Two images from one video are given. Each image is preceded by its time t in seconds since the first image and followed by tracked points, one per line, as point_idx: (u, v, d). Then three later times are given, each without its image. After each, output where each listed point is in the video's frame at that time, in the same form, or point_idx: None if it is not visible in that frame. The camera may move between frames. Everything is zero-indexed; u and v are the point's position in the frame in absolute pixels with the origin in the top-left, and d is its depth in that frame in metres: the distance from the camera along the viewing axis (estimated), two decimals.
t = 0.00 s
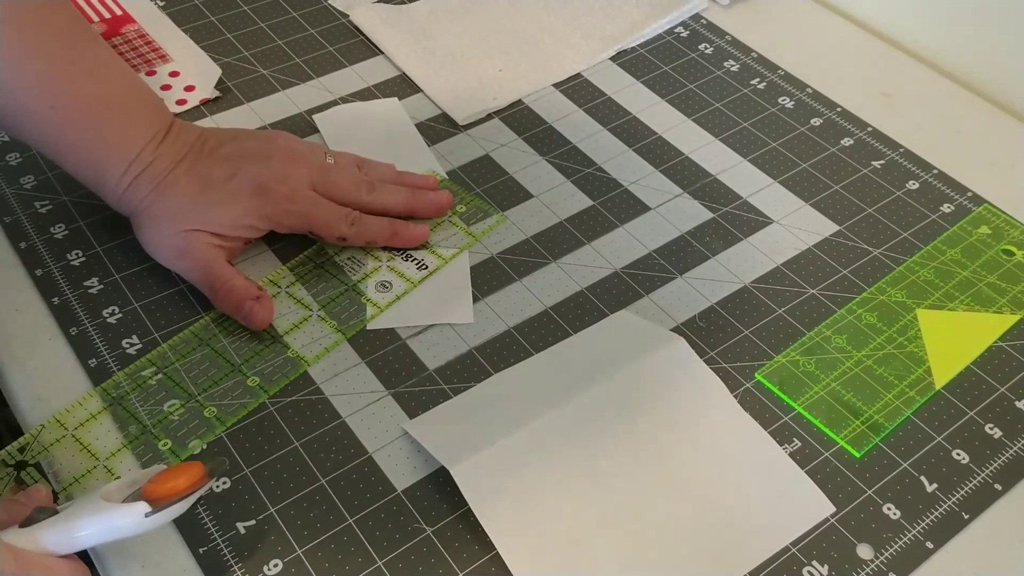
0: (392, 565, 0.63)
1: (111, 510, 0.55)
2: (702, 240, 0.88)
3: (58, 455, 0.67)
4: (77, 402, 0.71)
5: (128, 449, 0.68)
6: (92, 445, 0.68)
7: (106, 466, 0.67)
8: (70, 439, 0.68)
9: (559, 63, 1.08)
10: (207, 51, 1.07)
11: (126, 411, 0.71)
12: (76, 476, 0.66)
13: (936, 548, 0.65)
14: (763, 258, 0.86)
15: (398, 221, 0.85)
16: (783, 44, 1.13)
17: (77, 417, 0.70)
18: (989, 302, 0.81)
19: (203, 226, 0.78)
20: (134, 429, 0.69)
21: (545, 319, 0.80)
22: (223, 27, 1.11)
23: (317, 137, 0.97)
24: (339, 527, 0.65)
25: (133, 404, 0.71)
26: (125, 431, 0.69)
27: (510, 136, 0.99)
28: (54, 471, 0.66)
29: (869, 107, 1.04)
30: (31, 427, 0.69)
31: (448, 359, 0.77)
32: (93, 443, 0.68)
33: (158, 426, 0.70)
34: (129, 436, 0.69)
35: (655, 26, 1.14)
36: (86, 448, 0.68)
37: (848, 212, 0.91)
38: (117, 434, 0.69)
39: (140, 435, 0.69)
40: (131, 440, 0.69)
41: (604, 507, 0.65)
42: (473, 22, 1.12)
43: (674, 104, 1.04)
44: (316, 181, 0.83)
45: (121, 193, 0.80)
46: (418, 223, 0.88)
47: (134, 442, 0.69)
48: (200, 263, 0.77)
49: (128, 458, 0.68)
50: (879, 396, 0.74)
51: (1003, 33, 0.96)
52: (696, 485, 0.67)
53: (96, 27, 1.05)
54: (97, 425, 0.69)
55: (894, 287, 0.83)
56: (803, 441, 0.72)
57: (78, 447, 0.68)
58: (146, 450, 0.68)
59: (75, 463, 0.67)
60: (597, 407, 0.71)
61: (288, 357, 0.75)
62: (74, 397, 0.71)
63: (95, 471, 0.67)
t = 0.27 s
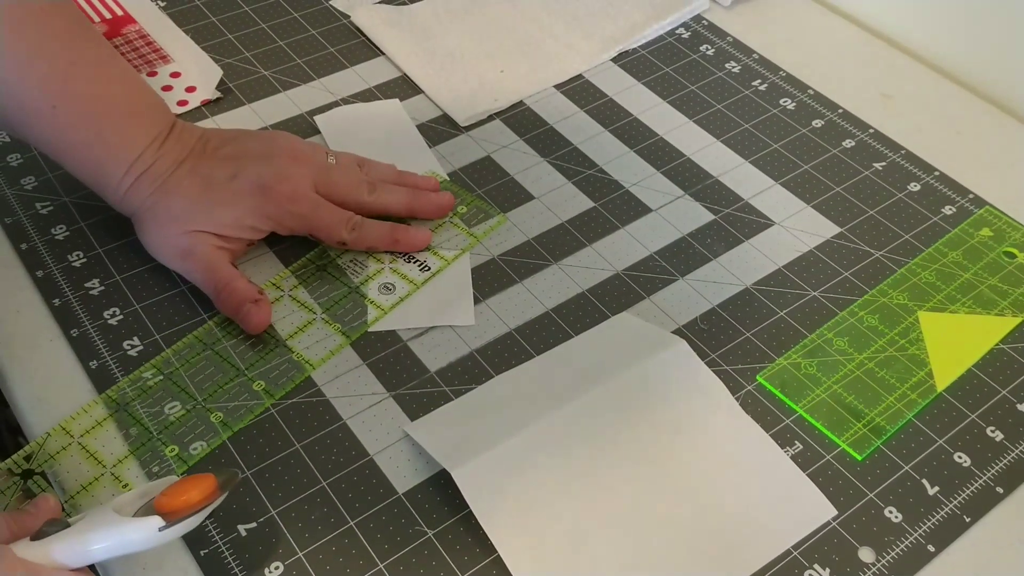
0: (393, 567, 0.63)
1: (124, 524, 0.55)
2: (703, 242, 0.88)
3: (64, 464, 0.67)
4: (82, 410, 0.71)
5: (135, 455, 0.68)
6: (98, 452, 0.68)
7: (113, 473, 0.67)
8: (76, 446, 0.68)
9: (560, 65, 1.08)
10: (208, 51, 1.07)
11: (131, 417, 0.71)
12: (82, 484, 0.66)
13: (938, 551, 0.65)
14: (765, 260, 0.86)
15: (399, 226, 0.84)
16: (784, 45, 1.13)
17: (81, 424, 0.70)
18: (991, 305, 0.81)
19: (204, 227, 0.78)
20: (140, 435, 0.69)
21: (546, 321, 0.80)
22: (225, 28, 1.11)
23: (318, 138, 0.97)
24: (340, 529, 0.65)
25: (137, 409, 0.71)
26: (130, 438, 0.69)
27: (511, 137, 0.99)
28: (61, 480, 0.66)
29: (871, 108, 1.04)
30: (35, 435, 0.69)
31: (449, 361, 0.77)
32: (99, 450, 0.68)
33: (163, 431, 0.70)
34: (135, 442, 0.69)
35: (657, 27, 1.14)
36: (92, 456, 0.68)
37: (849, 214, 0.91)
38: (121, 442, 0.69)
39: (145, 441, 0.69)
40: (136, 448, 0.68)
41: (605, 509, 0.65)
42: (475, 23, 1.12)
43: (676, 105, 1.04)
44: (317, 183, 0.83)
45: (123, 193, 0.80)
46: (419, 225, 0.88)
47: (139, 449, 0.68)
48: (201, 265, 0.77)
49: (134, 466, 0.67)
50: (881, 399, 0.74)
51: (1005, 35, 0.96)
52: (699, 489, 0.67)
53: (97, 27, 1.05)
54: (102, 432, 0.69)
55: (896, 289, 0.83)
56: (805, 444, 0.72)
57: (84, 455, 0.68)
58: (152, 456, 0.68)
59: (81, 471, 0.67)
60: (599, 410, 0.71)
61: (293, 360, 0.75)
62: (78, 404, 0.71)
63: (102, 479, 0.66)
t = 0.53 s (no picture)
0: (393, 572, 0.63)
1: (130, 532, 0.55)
2: (705, 245, 0.87)
3: (65, 468, 0.67)
4: (83, 414, 0.70)
5: (136, 460, 0.68)
6: (98, 456, 0.68)
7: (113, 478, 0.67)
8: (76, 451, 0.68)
9: (562, 66, 1.07)
10: (209, 52, 1.06)
11: (131, 421, 0.70)
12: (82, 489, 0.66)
13: (940, 556, 0.65)
14: (767, 263, 0.86)
15: (401, 229, 0.84)
16: (786, 46, 1.13)
17: (82, 428, 0.69)
18: (993, 308, 0.81)
19: (205, 229, 0.78)
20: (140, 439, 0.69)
21: (548, 325, 0.80)
22: (226, 29, 1.11)
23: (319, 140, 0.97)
24: (341, 533, 0.65)
25: (137, 412, 0.71)
26: (130, 441, 0.69)
27: (512, 139, 0.99)
28: (61, 485, 0.66)
29: (873, 111, 1.03)
30: (34, 437, 0.69)
31: (450, 363, 0.76)
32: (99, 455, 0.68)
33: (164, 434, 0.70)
34: (135, 446, 0.69)
35: (658, 29, 1.14)
36: (93, 460, 0.68)
37: (852, 217, 0.91)
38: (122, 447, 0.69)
39: (146, 445, 0.69)
40: (137, 452, 0.68)
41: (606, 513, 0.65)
42: (476, 24, 1.12)
43: (677, 107, 1.04)
44: (318, 184, 0.83)
45: (124, 194, 0.79)
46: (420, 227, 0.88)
47: (140, 453, 0.68)
48: (202, 268, 0.77)
49: (135, 470, 0.67)
50: (883, 403, 0.74)
51: (1008, 37, 0.96)
52: (701, 493, 0.67)
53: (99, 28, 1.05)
54: (103, 436, 0.69)
55: (899, 292, 0.83)
56: (807, 448, 0.71)
57: (85, 459, 0.68)
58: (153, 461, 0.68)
59: (81, 476, 0.67)
60: (600, 414, 0.70)
61: (294, 364, 0.75)
62: (79, 408, 0.71)
63: (103, 484, 0.66)
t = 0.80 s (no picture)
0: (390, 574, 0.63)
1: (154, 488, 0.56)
2: (704, 245, 0.87)
3: (60, 470, 0.66)
4: (78, 414, 0.70)
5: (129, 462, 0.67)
6: (93, 458, 0.67)
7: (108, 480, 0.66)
8: (71, 451, 0.67)
9: (560, 66, 1.07)
10: (205, 52, 1.06)
11: (126, 421, 0.70)
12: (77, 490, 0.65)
13: (939, 557, 0.64)
14: (765, 263, 0.86)
15: (401, 230, 0.84)
16: (785, 46, 1.12)
17: (78, 430, 0.69)
18: (992, 309, 0.81)
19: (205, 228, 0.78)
20: (136, 440, 0.69)
21: (545, 325, 0.80)
22: (222, 28, 1.10)
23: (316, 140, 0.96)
24: (338, 535, 0.65)
25: (134, 412, 0.70)
26: (126, 443, 0.69)
27: (510, 139, 0.98)
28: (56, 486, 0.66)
29: (872, 110, 1.03)
30: (29, 438, 0.69)
31: (448, 364, 0.76)
32: (94, 456, 0.67)
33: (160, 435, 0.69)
34: (131, 447, 0.68)
35: (657, 29, 1.13)
36: (89, 461, 0.67)
37: (850, 217, 0.90)
38: (118, 446, 0.68)
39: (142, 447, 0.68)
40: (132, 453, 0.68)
41: (604, 515, 0.65)
42: (474, 24, 1.11)
43: (676, 107, 1.04)
44: (318, 182, 0.83)
45: (122, 192, 0.79)
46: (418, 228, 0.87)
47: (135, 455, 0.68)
48: (201, 268, 0.76)
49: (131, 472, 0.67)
50: (882, 403, 0.74)
51: (1008, 37, 0.96)
52: (700, 495, 0.66)
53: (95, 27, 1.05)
54: (98, 437, 0.69)
55: (897, 293, 0.83)
56: (806, 449, 0.71)
57: (80, 460, 0.67)
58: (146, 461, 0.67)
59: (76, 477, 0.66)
60: (598, 415, 0.70)
61: (291, 365, 0.75)
62: (75, 409, 0.70)
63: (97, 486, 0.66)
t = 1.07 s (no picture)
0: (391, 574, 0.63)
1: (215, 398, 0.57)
2: (704, 245, 0.87)
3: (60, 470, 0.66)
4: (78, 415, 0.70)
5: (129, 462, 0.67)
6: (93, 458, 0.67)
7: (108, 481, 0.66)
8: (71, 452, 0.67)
9: (560, 66, 1.07)
10: (205, 52, 1.06)
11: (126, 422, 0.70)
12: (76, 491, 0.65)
13: (940, 557, 0.64)
14: (766, 263, 0.86)
15: (407, 231, 0.84)
16: (786, 46, 1.12)
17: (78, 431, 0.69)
18: (993, 308, 0.81)
19: (211, 220, 0.78)
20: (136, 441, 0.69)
21: (546, 325, 0.80)
22: (222, 28, 1.10)
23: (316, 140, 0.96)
24: (338, 536, 0.65)
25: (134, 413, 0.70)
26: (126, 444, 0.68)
27: (510, 139, 0.98)
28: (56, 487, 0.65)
29: (872, 109, 1.03)
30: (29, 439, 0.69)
31: (448, 365, 0.76)
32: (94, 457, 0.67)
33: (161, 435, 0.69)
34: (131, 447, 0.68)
35: (657, 28, 1.13)
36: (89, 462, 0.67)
37: (851, 217, 0.90)
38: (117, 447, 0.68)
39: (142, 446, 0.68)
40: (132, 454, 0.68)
41: (605, 516, 0.65)
42: (474, 24, 1.11)
43: (677, 107, 1.04)
44: (324, 176, 0.83)
45: (126, 178, 0.78)
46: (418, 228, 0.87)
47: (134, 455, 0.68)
48: (207, 261, 0.77)
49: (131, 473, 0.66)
50: (883, 403, 0.74)
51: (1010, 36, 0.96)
52: (701, 496, 0.66)
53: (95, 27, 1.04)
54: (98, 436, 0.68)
55: (898, 292, 0.83)
56: (806, 449, 0.71)
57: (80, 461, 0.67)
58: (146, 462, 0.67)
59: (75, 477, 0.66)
60: (599, 415, 0.70)
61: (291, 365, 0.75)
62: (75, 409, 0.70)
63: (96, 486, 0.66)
